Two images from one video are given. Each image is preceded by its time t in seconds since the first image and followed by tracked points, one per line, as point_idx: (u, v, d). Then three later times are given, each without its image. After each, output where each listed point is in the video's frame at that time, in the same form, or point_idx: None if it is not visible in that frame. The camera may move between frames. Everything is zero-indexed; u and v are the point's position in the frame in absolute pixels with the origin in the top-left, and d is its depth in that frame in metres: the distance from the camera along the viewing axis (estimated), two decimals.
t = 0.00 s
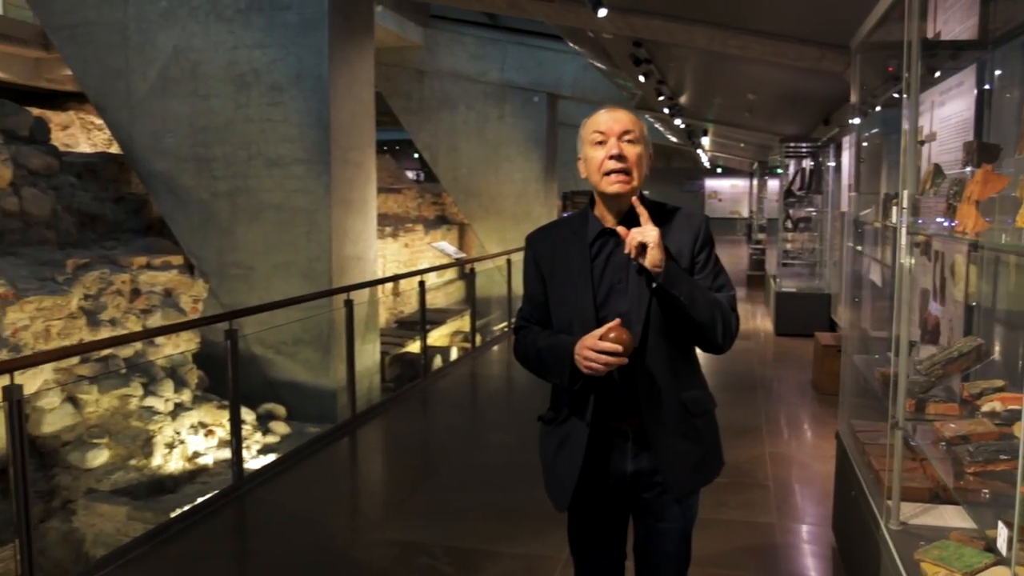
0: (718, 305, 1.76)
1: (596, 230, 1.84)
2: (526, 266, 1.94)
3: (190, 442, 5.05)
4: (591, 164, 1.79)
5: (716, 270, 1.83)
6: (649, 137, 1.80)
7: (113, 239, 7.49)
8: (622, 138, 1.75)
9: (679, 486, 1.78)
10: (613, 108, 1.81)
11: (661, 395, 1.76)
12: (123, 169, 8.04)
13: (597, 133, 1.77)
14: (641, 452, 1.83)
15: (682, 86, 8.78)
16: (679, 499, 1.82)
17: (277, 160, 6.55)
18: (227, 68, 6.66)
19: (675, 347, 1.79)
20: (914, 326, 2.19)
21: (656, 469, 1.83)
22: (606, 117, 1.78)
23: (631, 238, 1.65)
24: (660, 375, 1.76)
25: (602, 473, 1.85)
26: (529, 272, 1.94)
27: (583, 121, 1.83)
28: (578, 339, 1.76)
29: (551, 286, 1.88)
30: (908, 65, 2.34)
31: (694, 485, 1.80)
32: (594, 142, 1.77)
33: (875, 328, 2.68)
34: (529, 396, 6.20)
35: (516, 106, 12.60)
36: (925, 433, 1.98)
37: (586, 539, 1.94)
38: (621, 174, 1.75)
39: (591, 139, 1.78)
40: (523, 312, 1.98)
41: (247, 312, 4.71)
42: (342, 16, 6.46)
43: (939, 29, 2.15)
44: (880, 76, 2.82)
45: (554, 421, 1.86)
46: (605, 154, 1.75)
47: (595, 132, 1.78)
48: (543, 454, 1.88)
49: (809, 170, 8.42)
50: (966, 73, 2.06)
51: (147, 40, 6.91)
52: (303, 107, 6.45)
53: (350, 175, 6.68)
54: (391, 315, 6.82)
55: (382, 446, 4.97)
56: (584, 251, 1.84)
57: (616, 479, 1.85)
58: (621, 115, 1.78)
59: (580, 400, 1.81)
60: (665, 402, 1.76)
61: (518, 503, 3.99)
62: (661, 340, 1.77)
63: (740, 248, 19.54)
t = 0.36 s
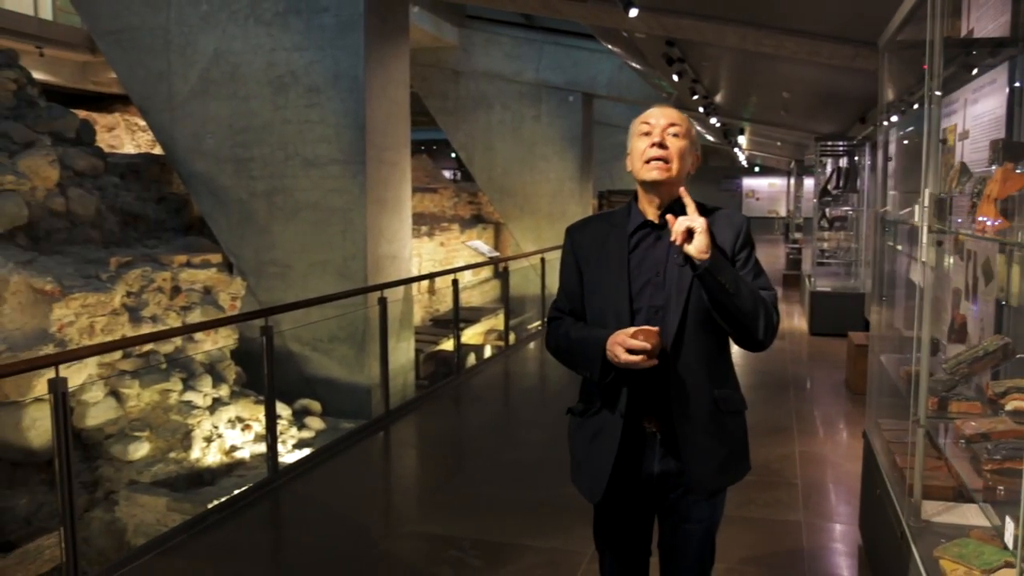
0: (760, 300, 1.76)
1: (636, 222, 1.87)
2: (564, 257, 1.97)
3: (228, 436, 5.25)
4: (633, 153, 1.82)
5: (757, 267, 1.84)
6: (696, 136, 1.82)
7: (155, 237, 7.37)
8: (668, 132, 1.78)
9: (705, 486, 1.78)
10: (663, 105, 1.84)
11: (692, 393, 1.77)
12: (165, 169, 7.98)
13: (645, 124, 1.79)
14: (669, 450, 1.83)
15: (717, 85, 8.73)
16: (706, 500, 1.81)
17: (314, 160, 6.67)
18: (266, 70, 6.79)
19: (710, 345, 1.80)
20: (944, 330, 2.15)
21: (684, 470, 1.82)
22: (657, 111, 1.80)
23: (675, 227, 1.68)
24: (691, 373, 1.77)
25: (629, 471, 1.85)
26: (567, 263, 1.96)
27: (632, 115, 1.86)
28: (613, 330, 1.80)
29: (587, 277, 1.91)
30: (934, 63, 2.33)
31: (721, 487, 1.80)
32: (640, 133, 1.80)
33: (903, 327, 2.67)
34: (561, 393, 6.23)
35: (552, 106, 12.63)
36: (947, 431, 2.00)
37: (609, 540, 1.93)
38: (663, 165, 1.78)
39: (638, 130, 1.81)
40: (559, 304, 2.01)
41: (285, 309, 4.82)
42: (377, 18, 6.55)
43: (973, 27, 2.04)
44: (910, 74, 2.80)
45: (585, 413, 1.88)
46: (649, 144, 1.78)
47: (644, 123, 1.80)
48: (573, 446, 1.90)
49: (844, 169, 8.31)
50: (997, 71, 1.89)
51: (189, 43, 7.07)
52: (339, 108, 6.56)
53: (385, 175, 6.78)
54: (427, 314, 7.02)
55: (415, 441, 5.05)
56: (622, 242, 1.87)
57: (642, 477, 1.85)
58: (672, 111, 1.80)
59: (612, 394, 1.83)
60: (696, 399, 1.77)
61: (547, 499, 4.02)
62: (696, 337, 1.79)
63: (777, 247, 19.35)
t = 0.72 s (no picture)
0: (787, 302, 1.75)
1: (664, 218, 1.86)
2: (590, 250, 1.97)
3: (258, 429, 5.23)
4: (664, 151, 1.78)
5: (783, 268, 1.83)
6: (731, 136, 1.78)
7: (189, 235, 7.46)
8: (701, 131, 1.73)
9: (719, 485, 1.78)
10: (700, 99, 1.78)
11: (711, 393, 1.76)
12: (201, 168, 8.09)
13: (680, 121, 1.75)
14: (685, 448, 1.82)
15: (749, 83, 8.65)
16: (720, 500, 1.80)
17: (345, 158, 6.75)
18: (298, 70, 6.88)
19: (731, 345, 1.79)
20: (965, 326, 2.07)
21: (698, 467, 1.81)
22: (692, 107, 1.75)
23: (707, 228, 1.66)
24: (710, 374, 1.76)
25: (644, 466, 1.84)
26: (592, 255, 1.95)
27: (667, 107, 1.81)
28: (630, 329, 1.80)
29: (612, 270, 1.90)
30: (953, 58, 2.31)
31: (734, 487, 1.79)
32: (673, 130, 1.76)
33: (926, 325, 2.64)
34: (588, 391, 6.23)
35: (584, 105, 12.62)
36: (963, 429, 1.97)
37: (620, 536, 1.91)
38: (694, 167, 1.74)
39: (672, 126, 1.77)
40: (582, 295, 2.00)
41: (314, 305, 4.89)
42: (407, 17, 6.60)
43: (1005, 20, 1.92)
44: (936, 70, 2.77)
45: (603, 405, 1.88)
46: (681, 143, 1.74)
47: (677, 120, 1.76)
48: (588, 437, 1.89)
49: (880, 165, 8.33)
50: None
51: (223, 44, 7.19)
52: (369, 107, 6.62)
53: (415, 173, 6.83)
54: (458, 311, 7.08)
55: (442, 437, 5.09)
56: (649, 237, 1.86)
57: (657, 473, 1.84)
58: (708, 108, 1.75)
59: (630, 387, 1.82)
60: (713, 399, 1.76)
61: (571, 495, 4.03)
62: (718, 337, 1.77)
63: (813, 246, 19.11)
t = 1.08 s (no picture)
0: (791, 323, 1.73)
1: (684, 216, 1.80)
2: (606, 240, 1.90)
3: (289, 424, 5.35)
4: (682, 155, 1.75)
5: (801, 282, 1.78)
6: (751, 134, 1.73)
7: (225, 232, 7.58)
8: (719, 137, 1.70)
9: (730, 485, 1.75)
10: (716, 99, 1.74)
11: (725, 394, 1.74)
12: (237, 166, 8.21)
13: (696, 127, 1.71)
14: (696, 445, 1.79)
15: (784, 80, 8.55)
16: (729, 500, 1.78)
17: (377, 156, 6.81)
18: (331, 69, 6.96)
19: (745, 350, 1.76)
20: (988, 324, 1.85)
21: (708, 465, 1.79)
22: (708, 111, 1.71)
23: (707, 298, 1.62)
24: (726, 376, 1.74)
25: (654, 460, 1.82)
26: (608, 246, 1.89)
27: (685, 108, 1.76)
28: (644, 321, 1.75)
29: (628, 264, 1.85)
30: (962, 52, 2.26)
31: (745, 487, 1.77)
32: (690, 135, 1.72)
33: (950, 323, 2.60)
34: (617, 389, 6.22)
35: (620, 103, 12.57)
36: (981, 428, 1.93)
37: (627, 530, 1.88)
38: (711, 175, 1.71)
39: (688, 131, 1.73)
40: (597, 287, 1.95)
41: (345, 301, 4.95)
42: (439, 16, 6.64)
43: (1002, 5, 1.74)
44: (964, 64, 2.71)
45: (616, 398, 1.84)
46: (698, 150, 1.71)
47: (693, 125, 1.72)
48: (597, 428, 1.85)
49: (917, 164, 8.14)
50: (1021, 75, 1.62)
51: (259, 44, 7.30)
52: (401, 105, 6.67)
53: (447, 171, 6.87)
54: (492, 308, 7.00)
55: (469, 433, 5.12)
56: (667, 234, 1.80)
57: (666, 468, 1.82)
58: (725, 111, 1.70)
59: (643, 380, 1.79)
60: (728, 400, 1.74)
61: (594, 492, 4.03)
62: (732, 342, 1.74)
63: (851, 245, 18.84)
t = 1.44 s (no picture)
0: (786, 339, 1.76)
1: (682, 219, 1.83)
2: (605, 241, 1.94)
3: (317, 420, 5.37)
4: (678, 179, 1.77)
5: (798, 286, 1.82)
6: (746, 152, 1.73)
7: (260, 230, 7.71)
8: (711, 168, 1.70)
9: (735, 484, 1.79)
10: (710, 120, 1.72)
11: (730, 393, 1.77)
12: (272, 165, 8.34)
13: (688, 156, 1.72)
14: (700, 444, 1.82)
15: (820, 78, 8.43)
16: (734, 499, 1.81)
17: (409, 155, 6.87)
18: (364, 69, 7.03)
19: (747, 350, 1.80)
20: (1003, 325, 1.81)
21: (712, 465, 1.82)
22: (700, 144, 1.70)
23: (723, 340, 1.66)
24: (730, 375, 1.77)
25: (658, 460, 1.85)
26: (607, 247, 1.93)
27: (680, 126, 1.76)
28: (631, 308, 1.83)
29: (628, 265, 1.88)
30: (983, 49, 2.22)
31: (749, 485, 1.80)
32: (683, 161, 1.74)
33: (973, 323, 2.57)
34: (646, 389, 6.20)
35: (655, 102, 12.52)
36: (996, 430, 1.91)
37: (629, 529, 1.91)
38: (704, 202, 1.73)
39: (681, 161, 1.74)
40: (598, 289, 1.98)
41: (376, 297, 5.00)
42: (471, 16, 6.66)
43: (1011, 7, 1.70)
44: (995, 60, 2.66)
45: (619, 400, 1.87)
46: (690, 180, 1.73)
47: (686, 157, 1.73)
48: (600, 430, 1.89)
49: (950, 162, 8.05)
50: None
51: (294, 45, 7.40)
52: (432, 105, 6.71)
53: (478, 170, 6.90)
54: (524, 308, 6.93)
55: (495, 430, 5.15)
56: (666, 236, 1.83)
57: (669, 468, 1.85)
58: (716, 142, 1.69)
59: (647, 379, 1.83)
60: (733, 399, 1.77)
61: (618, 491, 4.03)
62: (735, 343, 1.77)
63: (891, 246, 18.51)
